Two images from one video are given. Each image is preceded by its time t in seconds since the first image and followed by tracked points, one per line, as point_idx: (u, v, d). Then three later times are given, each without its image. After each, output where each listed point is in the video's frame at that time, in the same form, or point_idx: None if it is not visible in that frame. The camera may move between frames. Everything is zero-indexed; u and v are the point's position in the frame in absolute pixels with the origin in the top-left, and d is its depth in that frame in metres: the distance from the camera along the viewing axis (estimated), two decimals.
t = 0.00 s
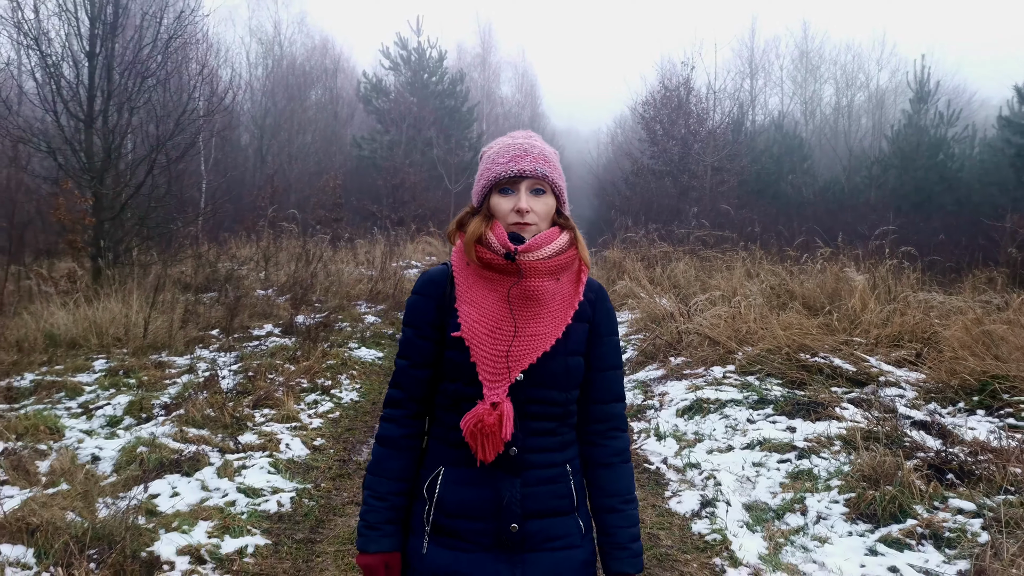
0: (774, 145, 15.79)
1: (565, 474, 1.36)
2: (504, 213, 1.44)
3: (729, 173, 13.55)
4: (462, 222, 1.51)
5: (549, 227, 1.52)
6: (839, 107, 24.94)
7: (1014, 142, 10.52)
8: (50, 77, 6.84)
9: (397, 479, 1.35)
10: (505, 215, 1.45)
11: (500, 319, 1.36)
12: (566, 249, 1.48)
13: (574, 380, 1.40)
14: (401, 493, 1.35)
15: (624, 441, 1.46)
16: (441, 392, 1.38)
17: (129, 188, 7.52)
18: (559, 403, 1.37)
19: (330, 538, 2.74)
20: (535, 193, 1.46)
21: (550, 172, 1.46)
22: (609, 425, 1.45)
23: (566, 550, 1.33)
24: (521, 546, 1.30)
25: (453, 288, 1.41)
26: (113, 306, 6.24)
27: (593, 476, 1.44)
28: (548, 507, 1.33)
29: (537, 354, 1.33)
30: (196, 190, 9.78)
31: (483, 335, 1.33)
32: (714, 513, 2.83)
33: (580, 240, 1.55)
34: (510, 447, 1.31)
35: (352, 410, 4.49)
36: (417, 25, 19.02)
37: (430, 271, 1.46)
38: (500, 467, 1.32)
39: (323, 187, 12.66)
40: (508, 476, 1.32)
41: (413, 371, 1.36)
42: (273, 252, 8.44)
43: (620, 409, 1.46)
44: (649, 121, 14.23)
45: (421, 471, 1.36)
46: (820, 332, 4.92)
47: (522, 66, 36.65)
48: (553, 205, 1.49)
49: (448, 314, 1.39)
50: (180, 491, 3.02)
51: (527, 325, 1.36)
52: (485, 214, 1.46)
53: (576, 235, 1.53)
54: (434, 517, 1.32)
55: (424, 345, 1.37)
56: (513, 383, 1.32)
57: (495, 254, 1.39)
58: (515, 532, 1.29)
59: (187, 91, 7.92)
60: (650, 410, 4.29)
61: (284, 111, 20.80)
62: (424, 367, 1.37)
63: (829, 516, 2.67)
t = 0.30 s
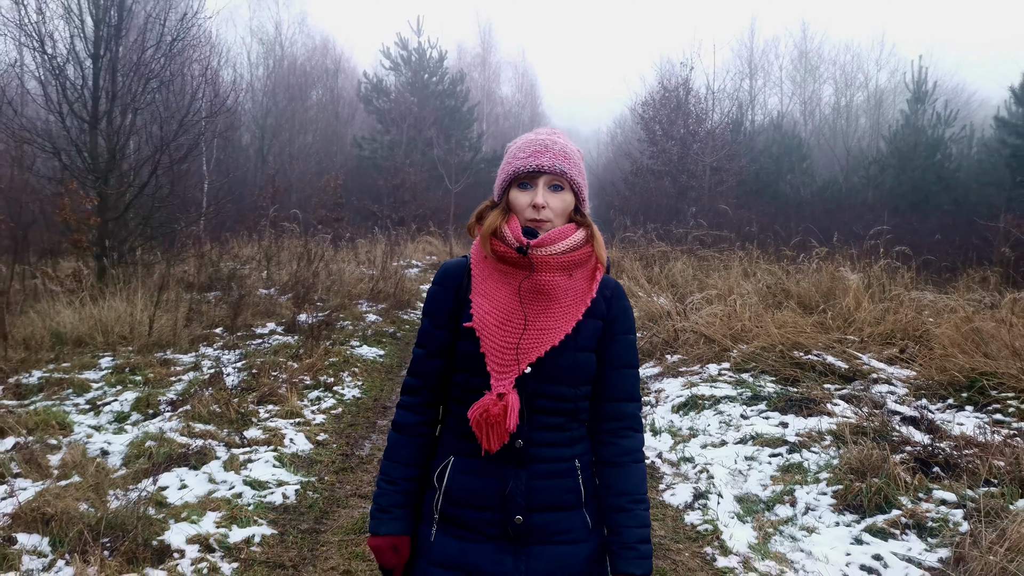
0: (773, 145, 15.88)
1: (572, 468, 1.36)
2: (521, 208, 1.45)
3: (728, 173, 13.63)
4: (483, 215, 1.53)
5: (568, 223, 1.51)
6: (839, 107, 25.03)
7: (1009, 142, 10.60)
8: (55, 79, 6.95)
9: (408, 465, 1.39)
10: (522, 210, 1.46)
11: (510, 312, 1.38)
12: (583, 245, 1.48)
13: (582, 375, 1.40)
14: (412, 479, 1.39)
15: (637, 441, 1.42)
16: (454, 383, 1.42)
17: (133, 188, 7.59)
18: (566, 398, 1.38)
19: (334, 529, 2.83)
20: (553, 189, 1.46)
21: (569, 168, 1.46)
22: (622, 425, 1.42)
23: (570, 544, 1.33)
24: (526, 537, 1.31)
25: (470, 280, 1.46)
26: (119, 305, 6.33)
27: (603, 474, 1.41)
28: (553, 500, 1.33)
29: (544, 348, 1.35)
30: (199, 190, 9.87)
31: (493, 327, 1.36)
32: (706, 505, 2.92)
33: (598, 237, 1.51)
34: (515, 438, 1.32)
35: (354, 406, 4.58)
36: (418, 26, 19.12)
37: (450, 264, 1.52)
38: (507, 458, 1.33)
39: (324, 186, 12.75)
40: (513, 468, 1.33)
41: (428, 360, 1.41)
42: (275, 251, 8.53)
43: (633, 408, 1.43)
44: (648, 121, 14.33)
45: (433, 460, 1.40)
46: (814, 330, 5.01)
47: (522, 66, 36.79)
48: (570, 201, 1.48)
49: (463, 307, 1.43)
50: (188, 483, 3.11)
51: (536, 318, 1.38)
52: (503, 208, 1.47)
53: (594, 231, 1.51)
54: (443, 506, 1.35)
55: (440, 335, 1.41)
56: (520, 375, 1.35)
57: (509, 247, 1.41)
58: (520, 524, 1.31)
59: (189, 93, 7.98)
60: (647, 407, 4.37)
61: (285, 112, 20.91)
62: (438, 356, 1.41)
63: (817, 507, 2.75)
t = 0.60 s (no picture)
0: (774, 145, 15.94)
1: (577, 459, 1.37)
2: (531, 212, 1.47)
3: (728, 173, 13.69)
4: (495, 218, 1.55)
5: (579, 226, 1.52)
6: (839, 107, 25.07)
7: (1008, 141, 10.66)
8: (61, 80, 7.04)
9: (418, 454, 1.42)
10: (531, 214, 1.47)
11: (518, 311, 1.40)
12: (591, 249, 1.47)
13: (588, 372, 1.40)
14: (422, 468, 1.42)
15: (642, 439, 1.41)
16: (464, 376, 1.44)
17: (137, 189, 7.69)
18: (571, 393, 1.39)
19: (337, 519, 2.91)
20: (563, 194, 1.47)
21: (578, 173, 1.46)
22: (627, 423, 1.42)
23: (574, 533, 1.34)
24: (531, 525, 1.33)
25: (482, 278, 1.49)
26: (124, 304, 6.42)
27: (609, 471, 1.41)
28: (558, 489, 1.34)
29: (550, 346, 1.36)
30: (202, 191, 9.96)
31: (500, 324, 1.38)
32: (700, 497, 3.00)
33: (608, 242, 1.51)
34: (521, 428, 1.34)
35: (357, 403, 4.66)
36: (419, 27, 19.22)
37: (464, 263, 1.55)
38: (513, 448, 1.35)
39: (326, 187, 12.83)
40: (520, 458, 1.35)
41: (439, 353, 1.45)
42: (278, 251, 8.61)
43: (639, 406, 1.42)
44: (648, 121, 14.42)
45: (443, 450, 1.43)
46: (810, 328, 5.08)
47: (524, 67, 36.91)
48: (580, 206, 1.49)
49: (474, 303, 1.47)
50: (195, 476, 3.20)
51: (543, 318, 1.39)
52: (514, 211, 1.49)
53: (604, 235, 1.51)
54: (451, 494, 1.38)
55: (451, 330, 1.45)
56: (526, 371, 1.36)
57: (518, 249, 1.43)
58: (526, 511, 1.33)
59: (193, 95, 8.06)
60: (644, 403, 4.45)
61: (287, 112, 21.02)
62: (449, 350, 1.45)
63: (808, 498, 2.83)
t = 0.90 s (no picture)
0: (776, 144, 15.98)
1: (582, 442, 1.42)
2: (538, 205, 1.46)
3: (729, 172, 13.73)
4: (499, 211, 1.52)
5: (581, 218, 1.54)
6: (842, 106, 25.07)
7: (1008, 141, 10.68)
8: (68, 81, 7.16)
9: (423, 442, 1.40)
10: (539, 206, 1.46)
11: (533, 302, 1.39)
12: (596, 240, 1.51)
13: (595, 361, 1.45)
14: (426, 455, 1.40)
15: (637, 421, 1.50)
16: (471, 366, 1.41)
17: (144, 189, 7.80)
18: (579, 381, 1.43)
19: (340, 509, 2.99)
20: (567, 185, 1.48)
21: (582, 165, 1.48)
22: (626, 406, 1.50)
23: (580, 512, 1.39)
24: (541, 506, 1.37)
25: (488, 269, 1.44)
26: (131, 302, 6.52)
27: (608, 452, 1.48)
28: (566, 472, 1.39)
29: (566, 336, 1.38)
30: (207, 190, 10.08)
31: (516, 317, 1.36)
32: (694, 489, 3.06)
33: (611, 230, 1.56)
34: (538, 416, 1.35)
35: (359, 398, 4.74)
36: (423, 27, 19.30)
37: (464, 253, 1.49)
38: (526, 434, 1.37)
39: (330, 186, 12.93)
40: (532, 443, 1.38)
41: (445, 345, 1.40)
42: (282, 250, 8.70)
43: (636, 391, 1.50)
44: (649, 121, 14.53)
45: (447, 436, 1.41)
46: (807, 326, 5.14)
47: (527, 67, 37.02)
48: (584, 197, 1.51)
49: (481, 295, 1.42)
50: (202, 468, 3.28)
51: (557, 308, 1.40)
52: (520, 204, 1.47)
53: (605, 225, 1.55)
54: (460, 478, 1.37)
55: (458, 322, 1.40)
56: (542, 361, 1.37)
57: (530, 241, 1.42)
58: (537, 493, 1.36)
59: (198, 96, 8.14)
60: (642, 399, 4.52)
61: (292, 112, 21.15)
62: (456, 342, 1.41)
63: (798, 490, 2.89)
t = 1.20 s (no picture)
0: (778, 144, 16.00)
1: (585, 437, 1.48)
2: (543, 210, 1.50)
3: (731, 172, 13.76)
4: (503, 214, 1.55)
5: (581, 223, 1.59)
6: (845, 106, 25.05)
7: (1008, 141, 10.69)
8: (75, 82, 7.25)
9: (428, 440, 1.42)
10: (543, 212, 1.50)
11: (539, 303, 1.43)
12: (597, 243, 1.56)
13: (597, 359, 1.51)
14: (431, 452, 1.43)
15: (633, 415, 1.58)
16: (475, 363, 1.44)
17: (149, 189, 7.88)
18: (583, 377, 1.48)
19: (344, 503, 3.06)
20: (571, 191, 1.52)
21: (585, 172, 1.51)
22: (623, 401, 1.57)
23: (584, 504, 1.45)
24: (548, 500, 1.41)
25: (491, 270, 1.47)
26: (137, 301, 6.60)
27: (608, 445, 1.55)
28: (572, 466, 1.44)
29: (571, 336, 1.43)
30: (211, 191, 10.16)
31: (523, 316, 1.40)
32: (690, 483, 3.13)
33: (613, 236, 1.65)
34: (545, 414, 1.40)
35: (362, 395, 4.82)
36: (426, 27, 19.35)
37: (467, 253, 1.51)
38: (534, 431, 1.41)
39: (332, 187, 12.99)
40: (541, 439, 1.42)
41: (449, 343, 1.43)
42: (285, 250, 8.78)
43: (632, 386, 1.57)
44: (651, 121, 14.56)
45: (453, 434, 1.44)
46: (804, 325, 5.20)
47: (529, 67, 37.08)
48: (586, 202, 1.55)
49: (485, 295, 1.45)
50: (209, 462, 3.36)
51: (562, 309, 1.45)
52: (524, 209, 1.51)
53: (604, 228, 1.61)
54: (469, 475, 1.40)
55: (462, 321, 1.43)
56: (549, 359, 1.41)
57: (535, 245, 1.46)
58: (546, 488, 1.41)
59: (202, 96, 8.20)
60: (640, 396, 4.58)
61: (294, 112, 21.23)
62: (459, 340, 1.43)
63: (792, 484, 2.96)
